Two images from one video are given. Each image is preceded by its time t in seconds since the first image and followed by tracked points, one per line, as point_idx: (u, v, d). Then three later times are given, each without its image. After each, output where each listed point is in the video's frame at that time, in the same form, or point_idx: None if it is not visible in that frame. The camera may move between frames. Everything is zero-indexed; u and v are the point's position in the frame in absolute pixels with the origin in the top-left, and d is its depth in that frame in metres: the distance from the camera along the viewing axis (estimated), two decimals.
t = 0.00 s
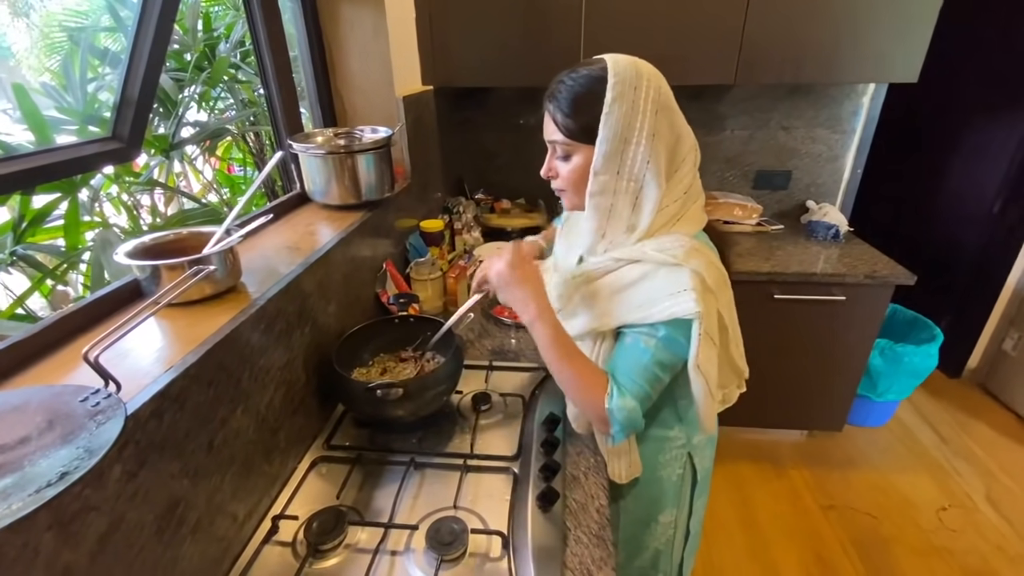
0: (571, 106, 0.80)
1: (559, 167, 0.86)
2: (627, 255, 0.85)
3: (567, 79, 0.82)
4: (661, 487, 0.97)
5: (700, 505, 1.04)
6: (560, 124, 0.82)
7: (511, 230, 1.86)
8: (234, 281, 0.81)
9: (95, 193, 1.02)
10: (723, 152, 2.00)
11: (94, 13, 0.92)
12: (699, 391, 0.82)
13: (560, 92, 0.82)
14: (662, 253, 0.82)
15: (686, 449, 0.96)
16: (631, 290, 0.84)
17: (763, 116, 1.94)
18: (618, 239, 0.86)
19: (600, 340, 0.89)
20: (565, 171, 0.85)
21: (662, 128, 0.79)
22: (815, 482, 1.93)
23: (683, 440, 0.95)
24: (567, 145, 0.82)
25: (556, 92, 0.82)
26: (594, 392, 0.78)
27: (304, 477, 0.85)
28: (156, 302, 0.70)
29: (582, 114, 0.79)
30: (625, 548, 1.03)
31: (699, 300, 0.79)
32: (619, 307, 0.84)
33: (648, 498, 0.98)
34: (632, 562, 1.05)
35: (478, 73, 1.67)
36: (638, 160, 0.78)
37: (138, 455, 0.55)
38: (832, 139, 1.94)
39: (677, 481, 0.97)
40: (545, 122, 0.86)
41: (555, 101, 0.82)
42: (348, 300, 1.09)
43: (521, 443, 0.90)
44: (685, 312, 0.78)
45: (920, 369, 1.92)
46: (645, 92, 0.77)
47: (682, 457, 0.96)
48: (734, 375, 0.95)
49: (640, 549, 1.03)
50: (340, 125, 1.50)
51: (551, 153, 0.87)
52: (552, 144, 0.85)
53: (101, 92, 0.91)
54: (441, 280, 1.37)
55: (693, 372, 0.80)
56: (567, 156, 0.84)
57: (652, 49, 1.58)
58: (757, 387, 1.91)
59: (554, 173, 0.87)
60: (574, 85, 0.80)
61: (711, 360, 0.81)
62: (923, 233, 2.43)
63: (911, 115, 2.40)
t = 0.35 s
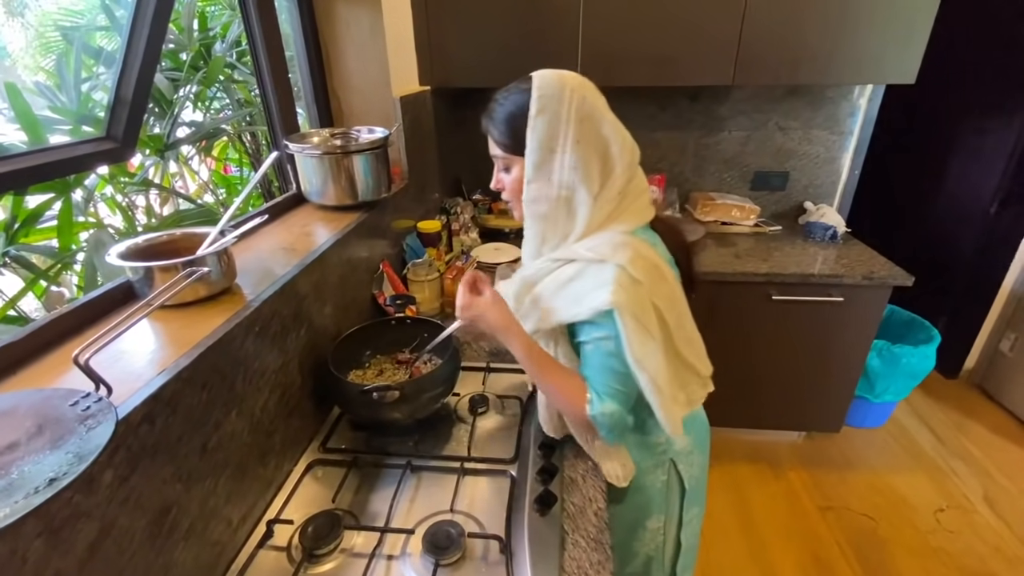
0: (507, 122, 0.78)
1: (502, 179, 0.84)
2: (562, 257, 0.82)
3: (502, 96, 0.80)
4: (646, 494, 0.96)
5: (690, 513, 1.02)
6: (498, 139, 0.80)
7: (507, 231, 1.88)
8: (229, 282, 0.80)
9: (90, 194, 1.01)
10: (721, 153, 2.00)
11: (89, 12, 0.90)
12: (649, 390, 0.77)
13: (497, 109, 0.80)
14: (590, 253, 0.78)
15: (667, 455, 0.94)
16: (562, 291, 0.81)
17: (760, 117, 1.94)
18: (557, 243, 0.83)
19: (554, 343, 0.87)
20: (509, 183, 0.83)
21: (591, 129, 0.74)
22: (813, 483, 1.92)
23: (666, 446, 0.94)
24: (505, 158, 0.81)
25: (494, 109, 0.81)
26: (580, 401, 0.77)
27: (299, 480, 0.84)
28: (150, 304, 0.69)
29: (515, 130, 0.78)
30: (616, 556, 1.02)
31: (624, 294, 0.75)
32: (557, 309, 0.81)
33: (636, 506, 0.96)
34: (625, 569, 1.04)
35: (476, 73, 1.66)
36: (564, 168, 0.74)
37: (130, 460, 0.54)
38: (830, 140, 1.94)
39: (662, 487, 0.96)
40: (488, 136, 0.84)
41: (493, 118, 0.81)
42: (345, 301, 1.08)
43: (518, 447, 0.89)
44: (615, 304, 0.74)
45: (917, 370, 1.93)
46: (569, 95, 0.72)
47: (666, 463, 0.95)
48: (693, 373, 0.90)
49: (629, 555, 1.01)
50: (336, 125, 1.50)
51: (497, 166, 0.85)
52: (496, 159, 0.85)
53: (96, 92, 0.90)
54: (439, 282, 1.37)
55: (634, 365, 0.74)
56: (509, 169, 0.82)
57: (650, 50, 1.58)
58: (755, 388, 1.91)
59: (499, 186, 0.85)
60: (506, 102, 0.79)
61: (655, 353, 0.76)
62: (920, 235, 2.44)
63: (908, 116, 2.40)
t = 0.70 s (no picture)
0: (536, 106, 0.75)
1: (524, 168, 0.81)
2: (592, 245, 0.80)
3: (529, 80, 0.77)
4: (648, 488, 0.96)
5: (693, 510, 1.01)
6: (525, 125, 0.77)
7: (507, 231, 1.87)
8: (228, 280, 0.80)
9: (87, 192, 1.00)
10: (720, 153, 2.00)
11: (87, 10, 0.90)
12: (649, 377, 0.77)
13: (525, 93, 0.77)
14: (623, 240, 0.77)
15: (671, 449, 0.94)
16: (594, 277, 0.80)
17: (760, 117, 1.94)
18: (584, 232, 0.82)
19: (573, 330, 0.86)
20: (533, 171, 0.80)
21: (624, 120, 0.74)
22: (812, 483, 1.92)
23: (672, 439, 0.94)
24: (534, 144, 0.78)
25: (520, 92, 0.78)
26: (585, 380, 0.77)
27: (299, 480, 0.84)
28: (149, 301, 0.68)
29: (545, 115, 0.75)
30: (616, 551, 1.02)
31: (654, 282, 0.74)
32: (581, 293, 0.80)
33: (637, 499, 0.97)
34: (623, 565, 1.04)
35: (476, 72, 1.66)
36: (596, 157, 0.74)
37: (129, 459, 0.54)
38: (829, 140, 1.95)
39: (666, 482, 0.96)
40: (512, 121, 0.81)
41: (518, 102, 0.78)
42: (345, 301, 1.08)
43: (519, 446, 0.89)
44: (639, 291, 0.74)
45: (915, 370, 1.93)
46: (602, 85, 0.72)
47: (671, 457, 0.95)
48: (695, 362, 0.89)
49: (629, 551, 1.01)
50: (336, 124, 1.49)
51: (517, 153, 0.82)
52: (517, 146, 0.81)
53: (93, 90, 0.90)
54: (438, 281, 1.36)
55: (642, 351, 0.75)
56: (534, 156, 0.79)
57: (650, 50, 1.58)
58: (754, 389, 1.91)
59: (520, 173, 0.82)
60: (535, 87, 0.76)
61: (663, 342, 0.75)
62: (918, 236, 2.44)
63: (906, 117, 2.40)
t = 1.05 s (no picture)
0: (676, 77, 0.80)
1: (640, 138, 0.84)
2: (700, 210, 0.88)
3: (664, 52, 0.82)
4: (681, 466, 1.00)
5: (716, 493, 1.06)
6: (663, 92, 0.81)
7: (505, 234, 1.87)
8: (225, 283, 0.79)
9: (82, 193, 0.99)
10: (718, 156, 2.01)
11: (82, 10, 0.90)
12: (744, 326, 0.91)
13: (663, 62, 0.81)
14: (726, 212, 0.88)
15: (705, 425, 1.00)
16: (704, 237, 0.88)
17: (757, 120, 1.95)
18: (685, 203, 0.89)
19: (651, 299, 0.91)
20: (656, 138, 0.83)
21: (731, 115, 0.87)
22: (809, 485, 1.93)
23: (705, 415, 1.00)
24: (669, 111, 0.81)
25: (654, 62, 0.82)
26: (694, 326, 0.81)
27: (295, 484, 0.83)
28: (143, 304, 0.68)
29: (686, 89, 0.80)
30: (642, 540, 1.05)
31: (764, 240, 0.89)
32: (692, 251, 0.87)
33: (668, 479, 1.01)
34: (648, 558, 1.06)
35: (473, 74, 1.66)
36: (719, 140, 0.83)
37: (123, 464, 0.53)
38: (825, 144, 1.95)
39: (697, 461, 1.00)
40: (635, 86, 0.83)
41: (654, 68, 0.81)
42: (342, 303, 1.08)
43: (517, 450, 0.88)
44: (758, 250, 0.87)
45: (911, 373, 1.93)
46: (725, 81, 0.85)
47: (702, 435, 1.00)
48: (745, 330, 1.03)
49: (656, 537, 1.04)
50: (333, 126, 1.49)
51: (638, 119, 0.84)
52: (638, 115, 0.83)
53: (89, 90, 0.88)
54: (436, 284, 1.35)
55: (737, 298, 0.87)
56: (662, 124, 0.82)
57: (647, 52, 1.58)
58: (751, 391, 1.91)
59: (639, 139, 0.83)
60: (673, 61, 0.81)
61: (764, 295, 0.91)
62: (914, 238, 2.45)
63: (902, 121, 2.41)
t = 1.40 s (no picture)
0: (690, 71, 1.02)
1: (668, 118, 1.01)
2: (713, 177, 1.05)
3: (673, 53, 1.03)
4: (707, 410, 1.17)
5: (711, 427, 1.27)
6: (685, 82, 1.01)
7: (503, 235, 1.86)
8: (219, 284, 0.78)
9: (75, 194, 0.99)
10: (714, 158, 2.01)
11: (79, 10, 0.89)
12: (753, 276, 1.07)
13: (677, 59, 1.02)
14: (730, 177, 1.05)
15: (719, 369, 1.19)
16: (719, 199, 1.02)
17: (753, 123, 1.95)
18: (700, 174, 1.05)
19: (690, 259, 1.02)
20: (678, 119, 1.02)
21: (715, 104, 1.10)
22: (805, 488, 1.93)
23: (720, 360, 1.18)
24: (686, 96, 1.02)
25: (669, 60, 1.03)
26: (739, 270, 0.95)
27: (289, 488, 0.83)
28: (136, 307, 0.67)
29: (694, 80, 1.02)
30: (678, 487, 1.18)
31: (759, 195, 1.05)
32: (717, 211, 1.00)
33: (698, 425, 1.16)
34: (680, 503, 1.20)
35: (471, 76, 1.65)
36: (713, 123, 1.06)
37: (115, 469, 0.53)
38: (822, 146, 1.96)
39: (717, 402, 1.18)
40: (656, 77, 1.02)
41: (671, 64, 1.02)
42: (337, 305, 1.07)
43: (513, 453, 0.88)
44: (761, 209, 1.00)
45: (907, 375, 1.93)
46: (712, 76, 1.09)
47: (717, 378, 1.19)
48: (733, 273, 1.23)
49: (688, 480, 1.19)
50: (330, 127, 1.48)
51: (664, 103, 1.02)
52: (665, 99, 1.01)
53: (83, 90, 0.88)
54: (433, 285, 1.34)
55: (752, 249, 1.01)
56: (682, 106, 1.02)
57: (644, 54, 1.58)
58: (747, 393, 1.91)
59: (668, 120, 1.01)
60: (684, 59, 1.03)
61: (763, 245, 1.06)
62: (910, 241, 2.46)
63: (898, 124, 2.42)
